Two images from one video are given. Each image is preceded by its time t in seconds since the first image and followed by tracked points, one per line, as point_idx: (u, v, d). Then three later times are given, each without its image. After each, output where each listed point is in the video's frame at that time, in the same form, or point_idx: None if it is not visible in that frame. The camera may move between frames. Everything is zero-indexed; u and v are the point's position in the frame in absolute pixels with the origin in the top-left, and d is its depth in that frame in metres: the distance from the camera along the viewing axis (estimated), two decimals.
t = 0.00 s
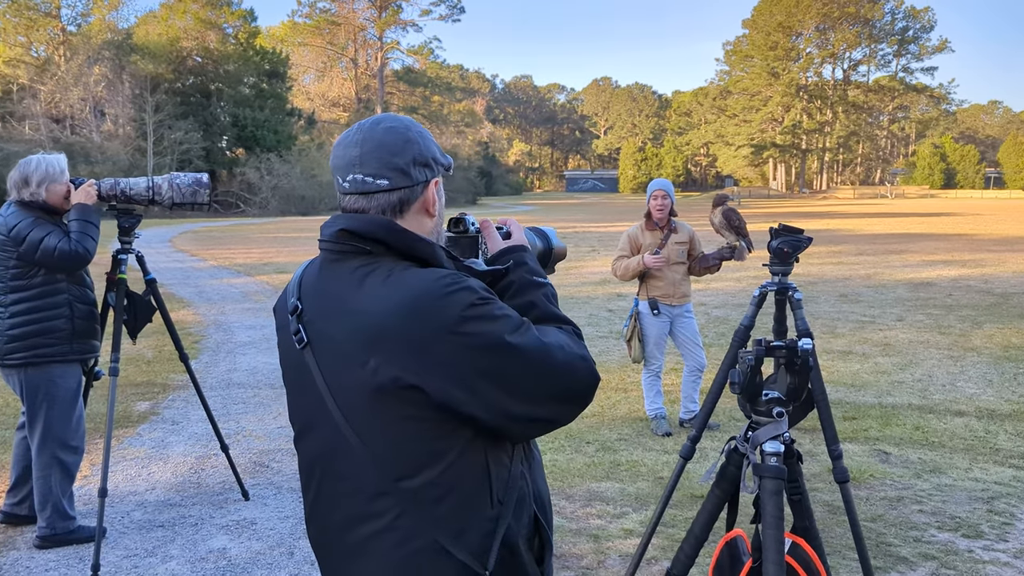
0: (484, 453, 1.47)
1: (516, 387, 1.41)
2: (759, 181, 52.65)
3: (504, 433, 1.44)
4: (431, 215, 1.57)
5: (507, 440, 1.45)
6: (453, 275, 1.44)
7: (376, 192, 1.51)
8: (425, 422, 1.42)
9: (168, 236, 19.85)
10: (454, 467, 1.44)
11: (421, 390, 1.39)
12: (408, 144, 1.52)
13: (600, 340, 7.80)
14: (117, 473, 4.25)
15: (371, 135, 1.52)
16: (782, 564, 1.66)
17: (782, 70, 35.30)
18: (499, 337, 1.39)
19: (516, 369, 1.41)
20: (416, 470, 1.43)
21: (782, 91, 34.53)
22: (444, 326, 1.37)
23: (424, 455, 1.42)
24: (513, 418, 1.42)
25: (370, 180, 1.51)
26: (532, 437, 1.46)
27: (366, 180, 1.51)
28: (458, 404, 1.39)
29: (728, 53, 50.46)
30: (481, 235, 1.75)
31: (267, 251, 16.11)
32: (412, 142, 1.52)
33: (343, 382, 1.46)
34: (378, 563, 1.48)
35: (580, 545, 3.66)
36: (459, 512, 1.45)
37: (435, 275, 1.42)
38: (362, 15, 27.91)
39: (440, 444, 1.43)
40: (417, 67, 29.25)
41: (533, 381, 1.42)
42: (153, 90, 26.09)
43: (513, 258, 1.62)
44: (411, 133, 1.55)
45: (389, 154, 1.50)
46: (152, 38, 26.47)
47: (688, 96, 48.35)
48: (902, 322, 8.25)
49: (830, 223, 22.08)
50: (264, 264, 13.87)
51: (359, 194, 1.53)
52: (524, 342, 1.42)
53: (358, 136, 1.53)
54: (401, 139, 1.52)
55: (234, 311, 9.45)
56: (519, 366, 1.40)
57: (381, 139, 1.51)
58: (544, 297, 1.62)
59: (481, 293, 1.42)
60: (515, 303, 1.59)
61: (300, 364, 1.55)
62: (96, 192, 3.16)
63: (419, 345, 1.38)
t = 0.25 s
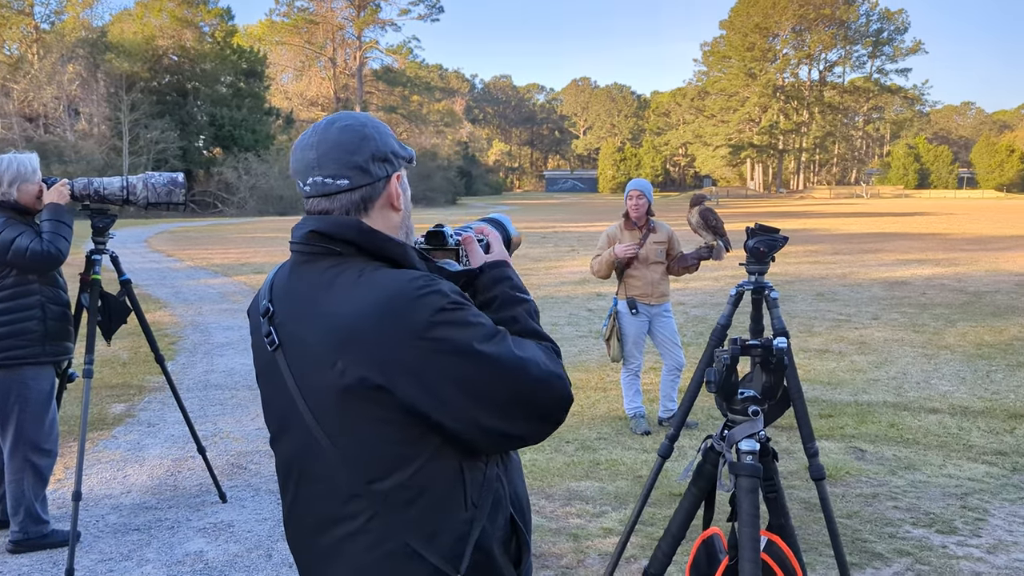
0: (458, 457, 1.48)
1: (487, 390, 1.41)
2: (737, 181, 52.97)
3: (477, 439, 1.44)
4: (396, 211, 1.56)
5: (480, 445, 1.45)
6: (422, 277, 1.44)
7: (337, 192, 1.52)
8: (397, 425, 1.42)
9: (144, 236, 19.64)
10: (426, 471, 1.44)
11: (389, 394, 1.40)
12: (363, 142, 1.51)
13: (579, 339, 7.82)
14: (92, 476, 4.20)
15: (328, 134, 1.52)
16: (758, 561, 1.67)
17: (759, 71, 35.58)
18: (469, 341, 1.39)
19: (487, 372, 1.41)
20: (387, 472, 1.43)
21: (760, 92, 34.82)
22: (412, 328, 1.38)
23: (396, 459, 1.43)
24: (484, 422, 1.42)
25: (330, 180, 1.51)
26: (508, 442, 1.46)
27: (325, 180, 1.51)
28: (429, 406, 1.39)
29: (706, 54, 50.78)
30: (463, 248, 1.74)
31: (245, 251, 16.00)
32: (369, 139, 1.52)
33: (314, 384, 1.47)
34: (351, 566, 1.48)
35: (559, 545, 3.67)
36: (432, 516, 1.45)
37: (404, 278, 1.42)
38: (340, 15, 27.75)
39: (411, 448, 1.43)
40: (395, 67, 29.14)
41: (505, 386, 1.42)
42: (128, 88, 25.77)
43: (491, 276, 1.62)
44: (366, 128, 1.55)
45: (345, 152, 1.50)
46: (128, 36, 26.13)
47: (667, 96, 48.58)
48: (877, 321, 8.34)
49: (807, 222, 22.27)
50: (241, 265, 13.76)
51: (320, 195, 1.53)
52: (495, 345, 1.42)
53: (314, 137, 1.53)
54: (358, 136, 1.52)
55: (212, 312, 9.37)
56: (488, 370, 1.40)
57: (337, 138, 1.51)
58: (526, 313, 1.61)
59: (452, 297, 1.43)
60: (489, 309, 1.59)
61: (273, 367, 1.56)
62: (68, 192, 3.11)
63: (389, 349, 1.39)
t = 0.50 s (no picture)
0: (429, 461, 1.47)
1: (457, 395, 1.40)
2: (709, 181, 53.37)
3: (447, 445, 1.43)
4: (360, 210, 1.57)
5: (451, 450, 1.44)
6: (393, 281, 1.43)
7: (298, 193, 1.51)
8: (366, 429, 1.41)
9: (113, 237, 19.37)
10: (395, 476, 1.44)
11: (358, 395, 1.39)
12: (322, 140, 1.51)
13: (553, 339, 7.84)
14: (59, 480, 4.14)
15: (286, 135, 1.51)
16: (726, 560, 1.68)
17: (731, 72, 35.88)
18: (439, 346, 1.38)
19: (457, 379, 1.39)
20: (355, 476, 1.43)
21: (731, 93, 35.13)
22: (382, 332, 1.37)
23: (365, 463, 1.42)
24: (453, 426, 1.41)
25: (290, 182, 1.50)
26: (480, 447, 1.45)
27: (285, 182, 1.51)
28: (400, 411, 1.39)
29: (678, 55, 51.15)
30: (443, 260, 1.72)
31: (216, 252, 15.84)
32: (327, 138, 1.52)
33: (282, 388, 1.46)
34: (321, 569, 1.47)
35: (533, 544, 3.68)
36: (401, 520, 1.45)
37: (375, 281, 1.42)
38: (312, 14, 27.50)
39: (380, 452, 1.42)
40: (369, 66, 28.94)
41: (478, 392, 1.41)
42: (97, 87, 25.39)
43: (465, 291, 1.62)
44: (324, 127, 1.54)
45: (304, 152, 1.50)
46: (96, 34, 25.71)
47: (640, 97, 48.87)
48: (846, 319, 8.46)
49: (777, 222, 22.51)
50: (213, 266, 13.63)
51: (281, 196, 1.52)
52: (467, 350, 1.41)
53: (272, 138, 1.53)
54: (317, 134, 1.51)
55: (182, 313, 9.27)
56: (459, 375, 1.40)
57: (296, 139, 1.51)
58: (499, 328, 1.63)
59: (423, 302, 1.42)
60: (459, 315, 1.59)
61: (241, 370, 1.55)
62: (33, 192, 3.07)
63: (357, 353, 1.38)
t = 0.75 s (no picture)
0: (402, 463, 1.47)
1: (428, 394, 1.39)
2: (684, 181, 53.71)
3: (422, 448, 1.43)
4: (329, 208, 1.56)
5: (425, 451, 1.44)
6: (367, 281, 1.43)
7: (264, 191, 1.50)
8: (338, 433, 1.40)
9: (82, 237, 19.09)
10: (369, 477, 1.43)
11: (329, 399, 1.39)
12: (290, 137, 1.50)
13: (529, 338, 7.85)
14: (26, 484, 4.07)
15: (251, 133, 1.50)
16: (697, 561, 1.69)
17: (704, 72, 36.13)
18: (413, 347, 1.38)
19: (430, 379, 1.39)
20: (328, 478, 1.42)
21: (705, 93, 35.40)
22: (354, 332, 1.36)
23: (339, 465, 1.41)
24: (427, 427, 1.41)
25: (257, 180, 1.49)
26: (455, 449, 1.46)
27: (252, 179, 1.49)
28: (375, 414, 1.38)
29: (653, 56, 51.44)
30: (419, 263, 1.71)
31: (188, 252, 15.67)
32: (294, 135, 1.51)
33: (253, 390, 1.44)
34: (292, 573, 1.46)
35: (508, 544, 3.68)
36: (376, 523, 1.44)
37: (344, 280, 1.42)
38: (286, 12, 27.18)
39: (352, 454, 1.42)
40: (343, 66, 28.56)
41: (451, 394, 1.41)
42: (65, 85, 24.95)
43: (439, 297, 1.62)
44: (290, 124, 1.53)
45: (270, 150, 1.49)
46: (64, 31, 25.23)
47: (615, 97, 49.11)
48: (818, 318, 8.55)
49: (750, 221, 22.72)
50: (184, 266, 13.48)
51: (247, 194, 1.51)
52: (440, 352, 1.41)
53: (238, 135, 1.51)
54: (283, 133, 1.50)
55: (153, 314, 9.16)
56: (434, 376, 1.39)
57: (262, 136, 1.49)
58: (473, 332, 1.63)
59: (397, 303, 1.41)
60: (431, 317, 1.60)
61: (208, 371, 1.53)
62: None
63: (329, 355, 1.37)
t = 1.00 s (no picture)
0: (369, 465, 1.46)
1: (395, 397, 1.39)
2: (653, 182, 54.05)
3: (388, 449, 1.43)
4: (296, 210, 1.55)
5: (392, 453, 1.43)
6: (334, 283, 1.42)
7: (230, 193, 1.48)
8: (304, 437, 1.39)
9: (44, 238, 18.71)
10: (336, 480, 1.42)
11: (293, 404, 1.37)
12: (259, 139, 1.49)
13: (498, 339, 7.84)
14: None
15: (218, 134, 1.48)
16: (662, 560, 1.70)
17: (672, 74, 36.41)
18: (380, 349, 1.37)
19: (396, 380, 1.39)
20: (295, 482, 1.40)
21: (673, 95, 35.69)
22: (320, 333, 1.35)
23: (305, 469, 1.40)
24: (394, 429, 1.40)
25: (223, 181, 1.47)
26: (422, 450, 1.45)
27: (218, 181, 1.48)
28: (341, 417, 1.38)
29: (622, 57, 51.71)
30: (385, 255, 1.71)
31: (154, 253, 15.45)
32: (261, 137, 1.50)
33: (216, 393, 1.42)
34: None
35: (478, 546, 3.67)
36: (344, 527, 1.43)
37: (309, 281, 1.40)
38: (252, 11, 26.98)
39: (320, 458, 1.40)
40: (311, 65, 28.39)
41: (418, 395, 1.41)
42: (25, 83, 24.40)
43: (404, 286, 1.60)
44: (258, 126, 1.52)
45: (238, 150, 1.47)
46: (24, 28, 24.64)
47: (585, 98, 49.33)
48: (784, 317, 8.65)
49: (718, 222, 22.92)
50: (149, 267, 13.28)
51: (213, 196, 1.49)
52: (406, 354, 1.41)
53: (204, 136, 1.50)
54: (250, 134, 1.49)
55: (117, 316, 9.01)
56: (401, 377, 1.39)
57: (228, 138, 1.47)
58: (440, 325, 1.61)
59: (361, 304, 1.41)
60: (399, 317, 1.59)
61: (169, 375, 1.51)
62: None
63: (295, 358, 1.36)
